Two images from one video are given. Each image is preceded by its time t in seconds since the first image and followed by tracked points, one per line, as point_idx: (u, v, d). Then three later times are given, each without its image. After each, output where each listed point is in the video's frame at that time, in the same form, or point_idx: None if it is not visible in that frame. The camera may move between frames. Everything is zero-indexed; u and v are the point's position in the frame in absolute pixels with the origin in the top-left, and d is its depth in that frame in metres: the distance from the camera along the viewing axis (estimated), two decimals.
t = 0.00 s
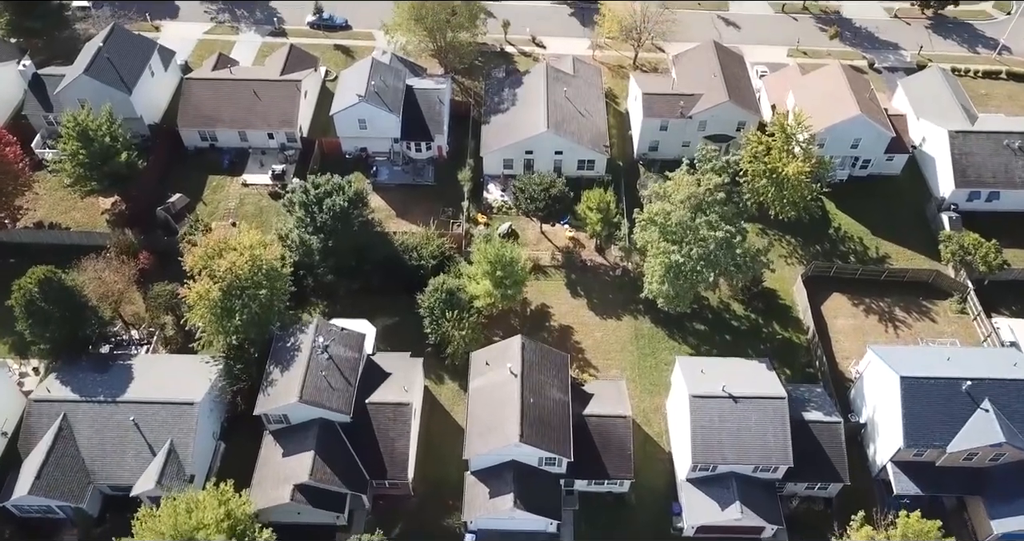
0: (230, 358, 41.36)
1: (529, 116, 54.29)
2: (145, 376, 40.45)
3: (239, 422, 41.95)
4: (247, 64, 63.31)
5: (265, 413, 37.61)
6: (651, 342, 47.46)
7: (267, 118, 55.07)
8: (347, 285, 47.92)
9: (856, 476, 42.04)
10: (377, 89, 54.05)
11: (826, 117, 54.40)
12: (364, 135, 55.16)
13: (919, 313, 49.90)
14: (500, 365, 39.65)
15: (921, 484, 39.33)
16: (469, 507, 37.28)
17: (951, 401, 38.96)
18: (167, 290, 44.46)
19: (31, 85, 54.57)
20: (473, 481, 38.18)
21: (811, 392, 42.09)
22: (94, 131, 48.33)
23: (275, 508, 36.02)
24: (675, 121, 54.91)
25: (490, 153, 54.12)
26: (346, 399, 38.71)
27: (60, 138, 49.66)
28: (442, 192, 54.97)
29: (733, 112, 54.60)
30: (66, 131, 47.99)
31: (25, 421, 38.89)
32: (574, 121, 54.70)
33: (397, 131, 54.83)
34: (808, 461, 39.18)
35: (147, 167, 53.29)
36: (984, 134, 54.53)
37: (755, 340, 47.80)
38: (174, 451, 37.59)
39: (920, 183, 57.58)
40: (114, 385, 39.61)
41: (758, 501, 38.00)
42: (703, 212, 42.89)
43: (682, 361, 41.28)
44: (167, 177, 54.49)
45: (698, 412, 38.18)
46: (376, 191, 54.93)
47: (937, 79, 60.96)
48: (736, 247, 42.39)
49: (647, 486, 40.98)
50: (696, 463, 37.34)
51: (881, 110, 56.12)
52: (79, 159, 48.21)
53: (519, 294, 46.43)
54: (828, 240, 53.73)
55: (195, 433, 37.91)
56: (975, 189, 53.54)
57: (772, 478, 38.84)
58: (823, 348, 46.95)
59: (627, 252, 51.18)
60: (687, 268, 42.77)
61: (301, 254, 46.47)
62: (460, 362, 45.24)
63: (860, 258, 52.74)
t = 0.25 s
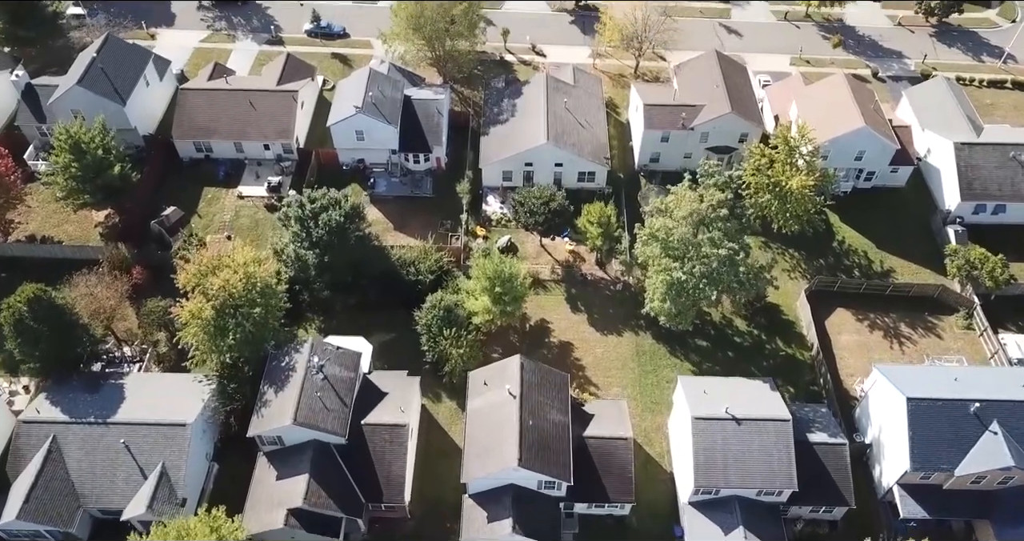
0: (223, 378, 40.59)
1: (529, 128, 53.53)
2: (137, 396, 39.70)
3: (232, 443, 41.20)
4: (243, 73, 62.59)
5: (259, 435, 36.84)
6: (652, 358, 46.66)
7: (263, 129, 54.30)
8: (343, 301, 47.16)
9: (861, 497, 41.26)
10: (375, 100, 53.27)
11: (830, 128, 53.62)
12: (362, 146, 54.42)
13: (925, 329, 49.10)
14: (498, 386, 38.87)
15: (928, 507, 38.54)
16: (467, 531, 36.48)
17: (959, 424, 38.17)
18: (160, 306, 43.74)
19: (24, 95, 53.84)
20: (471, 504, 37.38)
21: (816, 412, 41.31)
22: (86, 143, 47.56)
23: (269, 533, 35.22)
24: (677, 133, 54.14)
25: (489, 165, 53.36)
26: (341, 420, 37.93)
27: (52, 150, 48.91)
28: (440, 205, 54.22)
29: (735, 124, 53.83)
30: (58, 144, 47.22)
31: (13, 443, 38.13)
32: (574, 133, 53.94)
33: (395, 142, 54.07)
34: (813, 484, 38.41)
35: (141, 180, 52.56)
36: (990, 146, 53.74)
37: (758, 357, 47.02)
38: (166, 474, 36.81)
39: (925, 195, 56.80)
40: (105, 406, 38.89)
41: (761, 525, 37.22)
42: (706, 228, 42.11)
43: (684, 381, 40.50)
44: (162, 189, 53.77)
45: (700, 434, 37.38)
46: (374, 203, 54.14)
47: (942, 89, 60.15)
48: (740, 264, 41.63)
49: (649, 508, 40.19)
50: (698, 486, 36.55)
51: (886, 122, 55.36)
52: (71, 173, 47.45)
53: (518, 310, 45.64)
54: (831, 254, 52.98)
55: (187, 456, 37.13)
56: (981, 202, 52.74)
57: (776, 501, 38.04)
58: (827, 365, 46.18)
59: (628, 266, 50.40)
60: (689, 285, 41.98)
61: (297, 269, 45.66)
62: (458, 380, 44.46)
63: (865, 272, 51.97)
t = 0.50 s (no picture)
0: (216, 398, 39.78)
1: (529, 140, 52.75)
2: (128, 417, 38.89)
3: (225, 464, 40.42)
4: (239, 83, 61.81)
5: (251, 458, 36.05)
6: (654, 377, 45.85)
7: (259, 141, 53.51)
8: (339, 317, 46.38)
9: (867, 521, 40.42)
10: (372, 112, 52.49)
11: (834, 141, 52.81)
12: (359, 158, 53.64)
13: (931, 346, 48.27)
14: (497, 408, 38.08)
15: (936, 533, 37.70)
16: None
17: (967, 447, 37.36)
18: (153, 322, 43.01)
19: (17, 105, 53.07)
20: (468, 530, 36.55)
21: (820, 433, 40.50)
22: (79, 156, 46.75)
23: None
24: (679, 145, 53.34)
25: (488, 178, 52.57)
26: (336, 443, 37.13)
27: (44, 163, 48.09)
28: (439, 218, 53.42)
29: (739, 136, 53.00)
30: (50, 157, 46.41)
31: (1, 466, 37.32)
32: (574, 145, 53.14)
33: (392, 154, 53.29)
34: (818, 508, 37.59)
35: (135, 192, 51.73)
36: (997, 159, 52.91)
37: (761, 375, 46.21)
38: (157, 497, 35.99)
39: (931, 208, 55.99)
40: (95, 428, 38.09)
41: None
42: (709, 245, 41.31)
43: (687, 403, 39.69)
44: (156, 202, 52.98)
45: (703, 458, 36.55)
46: (371, 216, 53.33)
47: (948, 100, 59.28)
48: (743, 282, 40.80)
49: (651, 533, 39.36)
50: (701, 512, 35.72)
51: (891, 134, 54.54)
52: (63, 186, 46.63)
53: (518, 328, 44.84)
54: (835, 268, 52.19)
55: (178, 479, 36.31)
56: (988, 216, 51.92)
57: (781, 527, 37.20)
58: (832, 384, 45.38)
59: (629, 282, 49.60)
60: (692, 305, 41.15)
61: (292, 285, 44.88)
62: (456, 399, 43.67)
63: (870, 287, 51.16)
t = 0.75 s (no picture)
0: (208, 420, 38.96)
1: (528, 153, 51.98)
2: (118, 440, 38.07)
3: (218, 487, 39.62)
4: (235, 93, 61.05)
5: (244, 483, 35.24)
6: (655, 396, 45.03)
7: (255, 154, 52.74)
8: (335, 334, 45.59)
9: None
10: (369, 124, 51.73)
11: (839, 154, 52.01)
12: (356, 171, 52.90)
13: (937, 364, 47.41)
14: (495, 431, 37.28)
15: None
16: None
17: (977, 473, 36.55)
18: (145, 341, 42.29)
19: (9, 117, 52.30)
20: None
21: (825, 456, 39.69)
22: (70, 171, 45.96)
23: None
24: (680, 157, 52.56)
25: (487, 191, 51.79)
26: (331, 467, 36.31)
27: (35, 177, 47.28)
28: (437, 232, 52.63)
29: (742, 149, 52.21)
30: (41, 171, 45.62)
31: None
32: (574, 157, 52.36)
33: (390, 167, 52.53)
34: (824, 535, 36.76)
35: (129, 205, 50.99)
36: (1004, 172, 52.09)
37: (765, 394, 45.40)
38: (147, 523, 35.11)
39: (936, 222, 55.18)
40: (85, 452, 37.27)
41: None
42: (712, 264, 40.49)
43: (689, 426, 38.88)
44: (150, 216, 52.25)
45: (706, 484, 35.74)
46: (368, 230, 52.54)
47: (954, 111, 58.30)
48: (747, 302, 39.98)
49: None
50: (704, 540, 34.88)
51: (896, 147, 53.75)
52: (54, 201, 45.82)
53: (517, 347, 44.00)
54: (840, 284, 51.39)
55: (169, 504, 35.45)
56: (995, 230, 51.09)
57: None
58: (836, 403, 44.58)
59: (630, 298, 48.78)
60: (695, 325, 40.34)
61: (287, 302, 44.09)
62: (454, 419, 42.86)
63: (874, 303, 50.34)
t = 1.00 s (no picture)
0: (200, 443, 38.11)
1: (527, 166, 51.17)
2: (108, 464, 37.22)
3: (210, 512, 38.75)
4: (231, 104, 60.27)
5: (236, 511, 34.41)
6: (657, 416, 44.17)
7: (250, 167, 51.92)
8: (330, 353, 44.77)
9: None
10: (366, 137, 50.92)
11: (843, 167, 51.19)
12: (353, 184, 52.13)
13: (944, 383, 46.53)
14: (493, 457, 36.43)
15: None
16: None
17: (986, 500, 35.70)
18: (136, 360, 41.52)
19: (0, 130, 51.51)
20: None
21: (831, 481, 38.84)
22: (61, 186, 45.10)
23: None
24: (682, 171, 51.74)
25: (486, 206, 50.96)
26: (325, 493, 35.48)
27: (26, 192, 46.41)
28: (435, 246, 51.79)
29: (745, 163, 51.39)
30: (31, 186, 44.77)
31: None
32: (574, 170, 51.53)
33: (387, 180, 51.72)
34: None
35: (121, 219, 50.17)
36: (1011, 186, 51.23)
37: (768, 414, 44.56)
38: None
39: (942, 237, 54.34)
40: (73, 477, 36.41)
41: None
42: (715, 284, 39.65)
43: (692, 450, 38.03)
44: (143, 230, 51.45)
45: (709, 512, 34.88)
46: (365, 244, 51.70)
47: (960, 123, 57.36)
48: (751, 323, 39.13)
49: None
50: None
51: (901, 161, 52.93)
52: (44, 216, 44.92)
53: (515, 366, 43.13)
54: (844, 300, 50.54)
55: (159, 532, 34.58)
56: (1002, 245, 50.23)
57: None
58: (842, 424, 43.72)
59: (631, 314, 47.93)
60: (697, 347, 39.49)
61: (282, 321, 43.26)
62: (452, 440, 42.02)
63: (880, 319, 49.49)
